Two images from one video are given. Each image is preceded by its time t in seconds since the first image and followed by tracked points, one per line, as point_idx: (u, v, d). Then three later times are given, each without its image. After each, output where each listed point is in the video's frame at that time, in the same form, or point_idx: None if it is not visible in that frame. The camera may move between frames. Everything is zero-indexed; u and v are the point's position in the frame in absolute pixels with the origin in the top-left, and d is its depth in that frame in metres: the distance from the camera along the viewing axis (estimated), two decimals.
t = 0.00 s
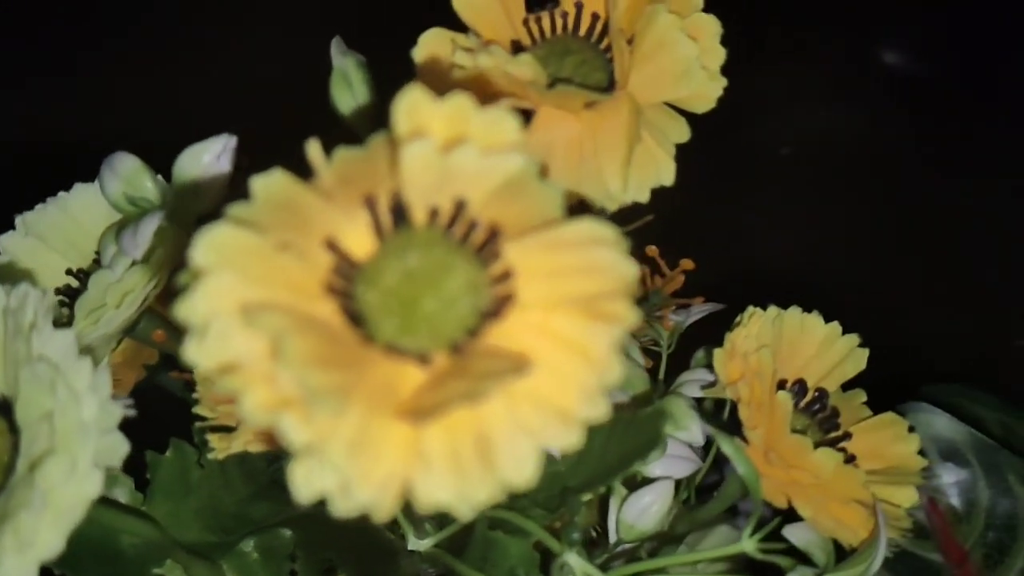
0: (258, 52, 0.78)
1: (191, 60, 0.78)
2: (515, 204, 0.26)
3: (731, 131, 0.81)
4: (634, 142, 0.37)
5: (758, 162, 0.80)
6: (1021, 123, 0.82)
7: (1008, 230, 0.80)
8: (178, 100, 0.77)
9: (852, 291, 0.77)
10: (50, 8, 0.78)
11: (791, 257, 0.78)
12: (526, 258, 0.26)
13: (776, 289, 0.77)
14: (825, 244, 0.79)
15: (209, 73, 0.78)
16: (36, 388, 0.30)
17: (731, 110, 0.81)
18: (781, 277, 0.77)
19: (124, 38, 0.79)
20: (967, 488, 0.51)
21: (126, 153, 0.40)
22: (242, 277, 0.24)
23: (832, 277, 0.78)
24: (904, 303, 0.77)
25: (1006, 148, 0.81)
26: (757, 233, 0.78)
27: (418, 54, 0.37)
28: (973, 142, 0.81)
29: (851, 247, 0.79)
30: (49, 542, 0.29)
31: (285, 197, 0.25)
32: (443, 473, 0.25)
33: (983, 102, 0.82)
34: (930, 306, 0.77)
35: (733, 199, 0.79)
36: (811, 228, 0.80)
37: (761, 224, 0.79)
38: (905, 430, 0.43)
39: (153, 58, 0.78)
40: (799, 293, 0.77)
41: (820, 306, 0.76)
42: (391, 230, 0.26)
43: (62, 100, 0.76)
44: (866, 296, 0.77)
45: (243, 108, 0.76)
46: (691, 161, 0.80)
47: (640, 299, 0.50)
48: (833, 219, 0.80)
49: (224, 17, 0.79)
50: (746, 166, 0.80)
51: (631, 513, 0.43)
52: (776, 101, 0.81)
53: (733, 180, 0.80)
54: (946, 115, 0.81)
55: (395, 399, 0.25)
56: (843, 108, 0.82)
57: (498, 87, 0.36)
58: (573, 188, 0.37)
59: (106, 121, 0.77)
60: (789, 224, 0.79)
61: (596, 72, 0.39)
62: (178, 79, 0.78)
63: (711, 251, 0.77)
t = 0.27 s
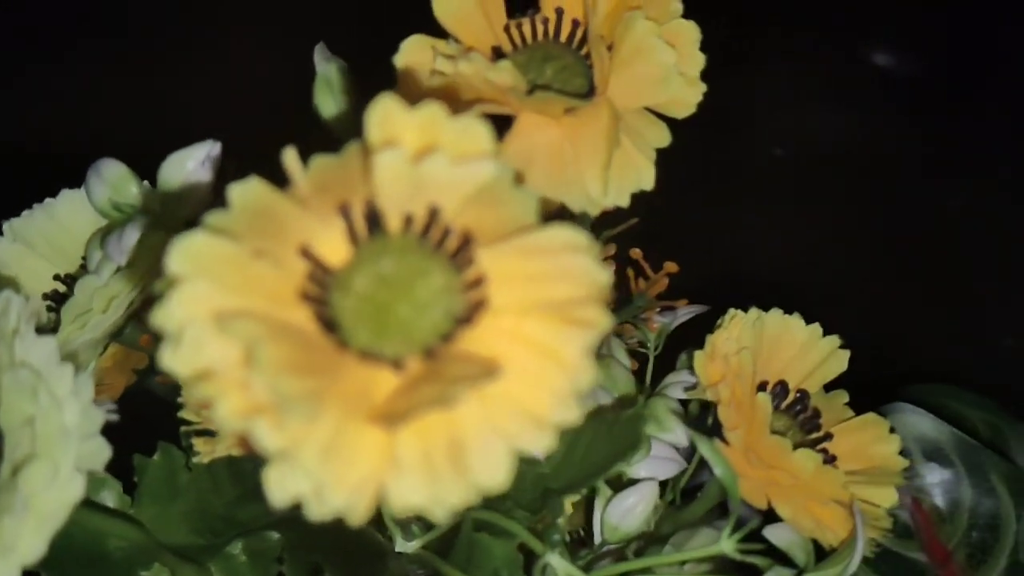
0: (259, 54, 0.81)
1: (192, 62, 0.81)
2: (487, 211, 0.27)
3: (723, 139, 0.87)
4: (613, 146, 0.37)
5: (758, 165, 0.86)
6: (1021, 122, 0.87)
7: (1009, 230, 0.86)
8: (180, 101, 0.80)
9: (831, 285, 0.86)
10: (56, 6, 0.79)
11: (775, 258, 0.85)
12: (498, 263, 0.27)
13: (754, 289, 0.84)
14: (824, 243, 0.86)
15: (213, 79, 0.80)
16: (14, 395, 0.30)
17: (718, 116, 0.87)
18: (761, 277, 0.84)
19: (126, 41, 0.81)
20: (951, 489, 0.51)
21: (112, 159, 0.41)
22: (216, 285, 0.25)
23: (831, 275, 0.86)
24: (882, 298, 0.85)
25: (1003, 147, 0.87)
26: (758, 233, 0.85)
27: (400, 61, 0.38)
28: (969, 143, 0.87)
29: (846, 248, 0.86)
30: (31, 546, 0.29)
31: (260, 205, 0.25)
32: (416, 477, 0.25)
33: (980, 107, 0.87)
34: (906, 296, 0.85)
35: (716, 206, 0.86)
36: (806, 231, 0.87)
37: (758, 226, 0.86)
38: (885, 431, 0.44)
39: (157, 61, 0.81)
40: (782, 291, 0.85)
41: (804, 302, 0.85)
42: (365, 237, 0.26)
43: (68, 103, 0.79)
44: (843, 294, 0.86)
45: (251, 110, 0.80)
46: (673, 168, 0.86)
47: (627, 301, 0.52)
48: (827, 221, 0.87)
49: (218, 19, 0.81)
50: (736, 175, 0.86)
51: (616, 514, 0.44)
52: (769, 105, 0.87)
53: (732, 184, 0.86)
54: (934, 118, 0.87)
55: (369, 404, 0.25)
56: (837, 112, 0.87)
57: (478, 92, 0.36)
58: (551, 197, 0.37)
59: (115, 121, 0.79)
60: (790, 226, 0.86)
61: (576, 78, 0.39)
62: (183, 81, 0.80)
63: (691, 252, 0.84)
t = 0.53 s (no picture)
0: (261, 53, 0.82)
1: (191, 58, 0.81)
2: (457, 219, 0.27)
3: (726, 134, 0.88)
4: (591, 153, 0.38)
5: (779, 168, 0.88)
6: (1019, 123, 0.90)
7: (1009, 229, 0.89)
8: (180, 100, 0.81)
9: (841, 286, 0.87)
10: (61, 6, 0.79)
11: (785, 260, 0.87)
12: (469, 270, 0.27)
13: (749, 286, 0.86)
14: (841, 241, 0.89)
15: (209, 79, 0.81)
16: None
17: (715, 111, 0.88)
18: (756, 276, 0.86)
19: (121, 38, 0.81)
20: (935, 488, 0.51)
21: (96, 168, 0.41)
22: (186, 293, 0.25)
23: (832, 275, 0.88)
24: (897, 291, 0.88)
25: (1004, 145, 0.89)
26: (760, 233, 0.87)
27: (379, 69, 0.38)
28: (973, 145, 0.89)
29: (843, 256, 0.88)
30: (10, 553, 0.30)
31: (235, 213, 0.26)
32: (387, 483, 0.25)
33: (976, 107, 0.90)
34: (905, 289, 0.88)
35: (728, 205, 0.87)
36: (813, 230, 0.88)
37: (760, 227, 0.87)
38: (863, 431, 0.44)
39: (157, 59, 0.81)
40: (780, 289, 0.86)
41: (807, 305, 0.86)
42: (338, 245, 0.27)
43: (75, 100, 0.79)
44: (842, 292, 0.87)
45: (254, 108, 0.80)
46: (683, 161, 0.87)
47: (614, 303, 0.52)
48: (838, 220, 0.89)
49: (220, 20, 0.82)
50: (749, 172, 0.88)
51: (598, 515, 0.44)
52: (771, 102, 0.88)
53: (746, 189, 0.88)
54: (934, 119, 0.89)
55: (341, 410, 0.26)
56: (846, 109, 0.89)
57: (455, 99, 0.36)
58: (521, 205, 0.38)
59: (121, 121, 0.80)
60: (790, 226, 0.88)
61: (555, 84, 0.39)
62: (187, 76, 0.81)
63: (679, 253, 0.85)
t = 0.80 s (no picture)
0: (257, 55, 0.83)
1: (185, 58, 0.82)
2: (427, 228, 0.27)
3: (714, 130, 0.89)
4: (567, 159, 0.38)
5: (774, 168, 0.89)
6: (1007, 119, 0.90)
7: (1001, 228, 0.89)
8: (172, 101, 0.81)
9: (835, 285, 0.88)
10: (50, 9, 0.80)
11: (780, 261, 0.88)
12: (440, 277, 0.27)
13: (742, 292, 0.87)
14: (835, 240, 0.89)
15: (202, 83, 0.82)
16: None
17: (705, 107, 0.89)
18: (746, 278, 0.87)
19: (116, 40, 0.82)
20: (918, 487, 0.52)
21: (77, 177, 0.41)
22: (159, 303, 0.25)
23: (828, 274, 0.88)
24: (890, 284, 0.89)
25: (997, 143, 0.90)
26: (758, 233, 0.88)
27: (357, 80, 0.39)
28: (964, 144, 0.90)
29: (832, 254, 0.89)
30: None
31: (209, 224, 0.26)
32: (359, 488, 0.26)
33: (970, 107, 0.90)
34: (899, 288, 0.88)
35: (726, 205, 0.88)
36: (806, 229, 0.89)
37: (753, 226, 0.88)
38: (843, 432, 0.45)
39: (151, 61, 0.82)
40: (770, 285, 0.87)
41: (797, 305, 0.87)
42: (311, 253, 0.27)
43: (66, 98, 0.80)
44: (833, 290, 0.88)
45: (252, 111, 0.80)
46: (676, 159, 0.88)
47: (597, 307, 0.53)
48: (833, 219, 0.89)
49: (218, 21, 0.82)
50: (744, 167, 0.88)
51: (583, 517, 0.45)
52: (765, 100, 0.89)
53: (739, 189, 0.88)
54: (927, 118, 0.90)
55: (313, 416, 0.26)
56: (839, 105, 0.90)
57: (432, 107, 0.36)
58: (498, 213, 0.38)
59: (110, 126, 0.80)
60: (785, 225, 0.88)
61: (532, 91, 0.39)
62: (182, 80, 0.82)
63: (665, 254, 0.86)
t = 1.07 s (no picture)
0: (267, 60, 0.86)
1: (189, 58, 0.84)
2: (398, 235, 0.28)
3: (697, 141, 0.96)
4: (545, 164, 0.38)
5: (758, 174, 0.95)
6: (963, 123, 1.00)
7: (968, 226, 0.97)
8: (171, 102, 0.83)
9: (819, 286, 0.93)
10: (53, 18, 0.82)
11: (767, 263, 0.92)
12: (411, 284, 0.28)
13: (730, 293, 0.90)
14: (819, 243, 0.95)
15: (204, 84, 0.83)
16: None
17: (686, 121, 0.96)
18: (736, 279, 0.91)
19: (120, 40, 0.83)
20: (901, 486, 0.52)
21: (63, 186, 0.41)
22: (134, 311, 0.26)
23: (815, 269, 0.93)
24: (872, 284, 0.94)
25: (956, 156, 0.98)
26: (753, 233, 0.93)
27: (338, 89, 0.39)
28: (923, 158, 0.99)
29: (814, 256, 0.94)
30: None
31: (186, 233, 0.27)
32: (333, 493, 0.26)
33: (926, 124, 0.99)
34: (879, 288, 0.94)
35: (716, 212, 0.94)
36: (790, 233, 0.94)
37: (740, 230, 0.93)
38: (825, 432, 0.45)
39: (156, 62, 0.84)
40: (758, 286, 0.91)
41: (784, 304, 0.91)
42: (285, 261, 0.28)
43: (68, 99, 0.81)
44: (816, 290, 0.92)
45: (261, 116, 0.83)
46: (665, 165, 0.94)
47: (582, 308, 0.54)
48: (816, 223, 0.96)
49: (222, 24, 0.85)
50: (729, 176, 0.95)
51: (568, 517, 0.45)
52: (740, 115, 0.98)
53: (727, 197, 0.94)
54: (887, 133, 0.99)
55: (287, 422, 0.26)
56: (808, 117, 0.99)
57: (411, 115, 0.37)
58: (476, 220, 0.39)
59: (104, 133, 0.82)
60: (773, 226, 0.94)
61: (510, 98, 0.40)
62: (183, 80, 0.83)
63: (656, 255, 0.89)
